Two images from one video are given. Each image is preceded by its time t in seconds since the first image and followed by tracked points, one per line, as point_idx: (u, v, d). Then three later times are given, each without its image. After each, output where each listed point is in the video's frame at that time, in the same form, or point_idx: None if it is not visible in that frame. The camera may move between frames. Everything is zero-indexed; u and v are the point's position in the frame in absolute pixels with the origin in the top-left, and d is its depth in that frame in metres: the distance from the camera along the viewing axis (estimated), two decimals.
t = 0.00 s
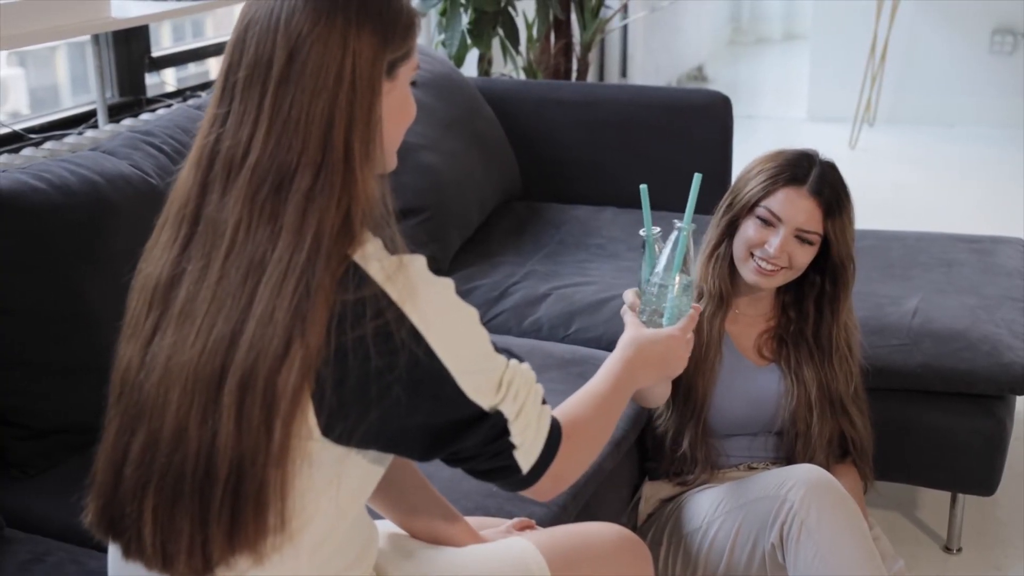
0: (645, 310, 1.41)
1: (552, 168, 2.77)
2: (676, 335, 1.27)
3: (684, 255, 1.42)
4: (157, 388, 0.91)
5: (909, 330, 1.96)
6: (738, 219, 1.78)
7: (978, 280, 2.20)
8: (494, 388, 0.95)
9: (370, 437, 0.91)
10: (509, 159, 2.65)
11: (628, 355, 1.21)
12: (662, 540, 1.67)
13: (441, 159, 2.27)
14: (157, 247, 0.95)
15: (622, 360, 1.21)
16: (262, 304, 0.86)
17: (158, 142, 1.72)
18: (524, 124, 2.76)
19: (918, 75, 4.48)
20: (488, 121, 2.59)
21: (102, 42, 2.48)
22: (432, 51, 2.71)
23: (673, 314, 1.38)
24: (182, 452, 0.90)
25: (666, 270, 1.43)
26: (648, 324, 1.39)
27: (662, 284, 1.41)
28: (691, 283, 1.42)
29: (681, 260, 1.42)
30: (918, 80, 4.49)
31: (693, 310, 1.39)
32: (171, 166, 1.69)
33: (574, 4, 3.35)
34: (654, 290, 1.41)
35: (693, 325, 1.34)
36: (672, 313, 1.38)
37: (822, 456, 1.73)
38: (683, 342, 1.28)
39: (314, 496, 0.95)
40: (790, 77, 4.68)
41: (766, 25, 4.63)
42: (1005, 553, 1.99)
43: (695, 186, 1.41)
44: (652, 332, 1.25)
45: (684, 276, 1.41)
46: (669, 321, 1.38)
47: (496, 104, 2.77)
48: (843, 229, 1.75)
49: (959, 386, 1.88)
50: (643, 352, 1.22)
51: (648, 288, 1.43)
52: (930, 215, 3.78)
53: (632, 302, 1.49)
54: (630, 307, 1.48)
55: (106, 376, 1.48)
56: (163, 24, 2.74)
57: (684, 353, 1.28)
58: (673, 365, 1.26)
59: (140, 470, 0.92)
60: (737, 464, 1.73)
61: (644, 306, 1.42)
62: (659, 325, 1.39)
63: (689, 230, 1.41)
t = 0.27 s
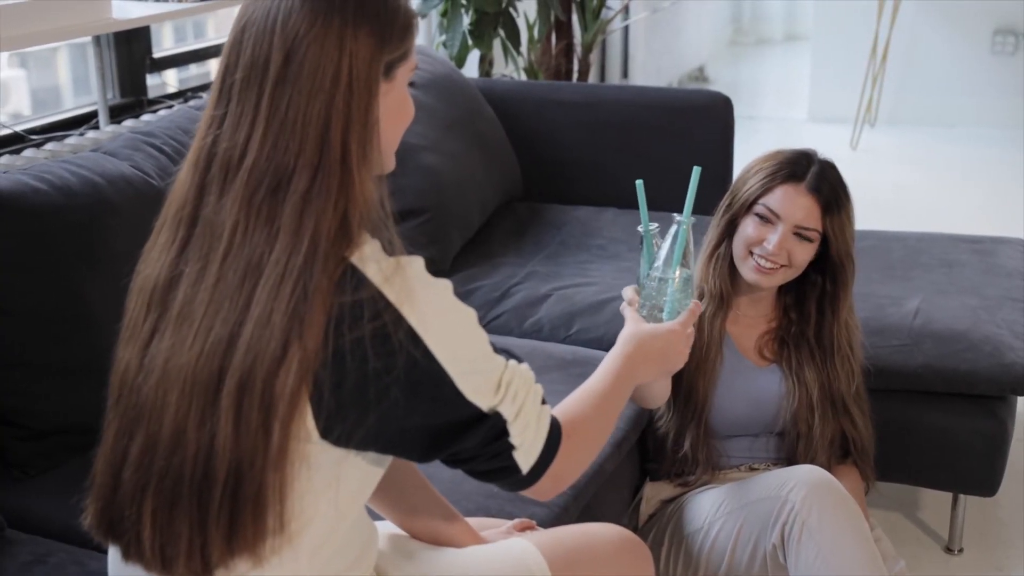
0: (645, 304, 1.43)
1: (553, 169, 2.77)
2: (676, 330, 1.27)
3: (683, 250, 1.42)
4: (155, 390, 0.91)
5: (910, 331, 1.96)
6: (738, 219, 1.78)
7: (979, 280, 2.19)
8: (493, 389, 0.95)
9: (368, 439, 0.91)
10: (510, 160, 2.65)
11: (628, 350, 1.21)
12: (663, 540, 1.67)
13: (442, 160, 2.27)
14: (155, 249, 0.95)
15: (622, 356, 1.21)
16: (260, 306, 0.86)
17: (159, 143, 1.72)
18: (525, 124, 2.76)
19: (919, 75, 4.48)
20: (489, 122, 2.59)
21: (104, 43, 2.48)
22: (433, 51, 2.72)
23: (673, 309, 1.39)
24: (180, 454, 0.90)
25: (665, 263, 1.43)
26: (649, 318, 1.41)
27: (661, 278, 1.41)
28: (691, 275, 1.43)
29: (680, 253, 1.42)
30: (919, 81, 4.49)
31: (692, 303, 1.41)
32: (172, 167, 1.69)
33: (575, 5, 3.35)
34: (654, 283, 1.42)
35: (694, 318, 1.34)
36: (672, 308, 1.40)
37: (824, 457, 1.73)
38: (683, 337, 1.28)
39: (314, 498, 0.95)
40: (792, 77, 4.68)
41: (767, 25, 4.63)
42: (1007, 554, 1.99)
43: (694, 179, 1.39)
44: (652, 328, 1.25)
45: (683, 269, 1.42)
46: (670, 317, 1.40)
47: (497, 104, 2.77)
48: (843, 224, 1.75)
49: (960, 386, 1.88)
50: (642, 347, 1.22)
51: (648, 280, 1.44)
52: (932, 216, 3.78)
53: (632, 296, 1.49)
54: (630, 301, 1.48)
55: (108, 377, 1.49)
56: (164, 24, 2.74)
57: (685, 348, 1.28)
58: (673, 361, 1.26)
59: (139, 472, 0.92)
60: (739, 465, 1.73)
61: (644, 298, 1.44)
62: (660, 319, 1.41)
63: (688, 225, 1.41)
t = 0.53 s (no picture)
0: (643, 298, 1.42)
1: (554, 171, 2.77)
2: (676, 325, 1.27)
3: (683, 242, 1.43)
4: (153, 394, 0.91)
5: (911, 332, 1.96)
6: (736, 215, 1.78)
7: (980, 282, 2.19)
8: (491, 390, 0.95)
9: (366, 442, 0.91)
10: (511, 161, 2.65)
11: (627, 346, 1.21)
12: (665, 542, 1.67)
13: (444, 162, 2.27)
14: (153, 251, 0.95)
15: (621, 352, 1.21)
16: (257, 309, 0.86)
17: (161, 145, 1.72)
18: (527, 126, 2.76)
19: (921, 77, 4.48)
20: (490, 123, 2.59)
21: (105, 45, 2.48)
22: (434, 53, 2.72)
23: (672, 301, 1.39)
24: (178, 457, 0.90)
25: (664, 257, 1.44)
26: (648, 312, 1.39)
27: (661, 271, 1.42)
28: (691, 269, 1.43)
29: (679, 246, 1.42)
30: (920, 82, 4.49)
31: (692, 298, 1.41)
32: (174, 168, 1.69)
33: (577, 6, 3.35)
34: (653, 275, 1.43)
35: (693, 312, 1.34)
36: (672, 300, 1.39)
37: (827, 460, 1.73)
38: (682, 332, 1.28)
39: (313, 500, 0.95)
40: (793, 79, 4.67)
41: (769, 26, 4.61)
42: (1008, 555, 1.99)
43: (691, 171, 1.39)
44: (651, 323, 1.25)
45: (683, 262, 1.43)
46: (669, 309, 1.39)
47: (498, 106, 2.77)
48: (841, 217, 1.74)
49: (962, 387, 1.88)
50: (641, 344, 1.22)
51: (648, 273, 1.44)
52: (934, 217, 3.78)
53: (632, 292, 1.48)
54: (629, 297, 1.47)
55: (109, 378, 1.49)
56: (166, 26, 2.74)
57: (684, 343, 1.28)
58: (672, 357, 1.26)
59: (138, 475, 0.93)
60: (740, 466, 1.73)
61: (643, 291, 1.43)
62: (659, 313, 1.39)
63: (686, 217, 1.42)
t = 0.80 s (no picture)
0: (640, 293, 1.42)
1: (556, 171, 2.77)
2: (672, 321, 1.26)
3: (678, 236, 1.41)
4: (148, 396, 0.91)
5: (912, 333, 1.96)
6: (732, 212, 1.79)
7: (981, 282, 2.19)
8: (487, 392, 0.94)
9: (362, 445, 0.91)
10: (512, 162, 2.65)
11: (623, 343, 1.21)
12: (665, 543, 1.67)
13: (445, 162, 2.28)
14: (149, 254, 0.96)
15: (618, 349, 1.20)
16: (250, 311, 0.86)
17: (162, 145, 1.73)
18: (528, 126, 2.76)
19: (922, 77, 4.47)
20: (492, 124, 2.59)
21: (107, 45, 2.49)
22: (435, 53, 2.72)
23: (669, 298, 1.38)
24: (173, 460, 0.90)
25: (660, 249, 1.42)
26: (643, 308, 1.40)
27: (656, 265, 1.41)
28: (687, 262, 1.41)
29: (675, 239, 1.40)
30: (922, 83, 4.49)
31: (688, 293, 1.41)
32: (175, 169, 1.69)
33: (578, 7, 3.35)
34: (649, 270, 1.41)
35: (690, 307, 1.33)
36: (667, 297, 1.39)
37: (829, 462, 1.73)
38: (679, 327, 1.27)
39: (310, 503, 0.95)
40: (795, 79, 4.67)
41: (770, 26, 4.59)
42: (1009, 556, 1.98)
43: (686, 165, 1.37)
44: (647, 318, 1.25)
45: (678, 256, 1.41)
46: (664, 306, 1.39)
47: (499, 106, 2.77)
48: (837, 207, 1.75)
49: (963, 388, 1.88)
50: (637, 340, 1.22)
51: (643, 267, 1.43)
52: (935, 218, 3.78)
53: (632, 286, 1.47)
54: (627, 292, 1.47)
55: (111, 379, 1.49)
56: (167, 26, 2.74)
57: (681, 339, 1.28)
58: (669, 353, 1.26)
59: (134, 478, 0.93)
60: (741, 467, 1.72)
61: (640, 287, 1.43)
62: (654, 309, 1.39)
63: (681, 211, 1.39)
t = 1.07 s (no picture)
0: (633, 291, 1.39)
1: (556, 172, 2.77)
2: (667, 317, 1.24)
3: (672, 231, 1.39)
4: (142, 400, 0.91)
5: (913, 333, 1.96)
6: (728, 210, 1.79)
7: (983, 282, 2.19)
8: (481, 394, 0.93)
9: (356, 449, 0.91)
10: (513, 163, 2.65)
11: (618, 341, 1.18)
12: (667, 543, 1.67)
13: (446, 163, 2.28)
14: (143, 256, 0.96)
15: (613, 347, 1.18)
16: (242, 316, 0.86)
17: (162, 146, 1.73)
18: (528, 127, 2.76)
19: (923, 78, 4.47)
20: (492, 125, 2.59)
21: (107, 46, 2.49)
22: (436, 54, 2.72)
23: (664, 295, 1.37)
24: (167, 465, 0.91)
25: (655, 246, 1.40)
26: (638, 306, 1.37)
27: (651, 262, 1.39)
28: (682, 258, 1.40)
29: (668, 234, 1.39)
30: (923, 84, 4.48)
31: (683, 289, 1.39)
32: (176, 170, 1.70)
33: (579, 8, 3.35)
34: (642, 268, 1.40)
35: (683, 306, 1.33)
36: (663, 294, 1.37)
37: (828, 462, 1.73)
38: (675, 324, 1.25)
39: (305, 506, 0.95)
40: (796, 80, 4.67)
41: (771, 28, 4.59)
42: (1010, 556, 1.98)
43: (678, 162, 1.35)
44: (642, 316, 1.22)
45: (674, 252, 1.39)
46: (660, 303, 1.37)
47: (500, 106, 2.77)
48: (832, 200, 1.75)
49: (964, 388, 1.88)
50: (633, 337, 1.19)
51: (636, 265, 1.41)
52: (936, 219, 3.77)
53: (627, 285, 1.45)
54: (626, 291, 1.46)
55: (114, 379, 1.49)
56: (168, 27, 2.74)
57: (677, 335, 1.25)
58: (666, 349, 1.23)
59: (129, 482, 0.94)
60: (742, 467, 1.72)
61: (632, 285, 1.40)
62: (649, 307, 1.37)
63: (676, 206, 1.38)
